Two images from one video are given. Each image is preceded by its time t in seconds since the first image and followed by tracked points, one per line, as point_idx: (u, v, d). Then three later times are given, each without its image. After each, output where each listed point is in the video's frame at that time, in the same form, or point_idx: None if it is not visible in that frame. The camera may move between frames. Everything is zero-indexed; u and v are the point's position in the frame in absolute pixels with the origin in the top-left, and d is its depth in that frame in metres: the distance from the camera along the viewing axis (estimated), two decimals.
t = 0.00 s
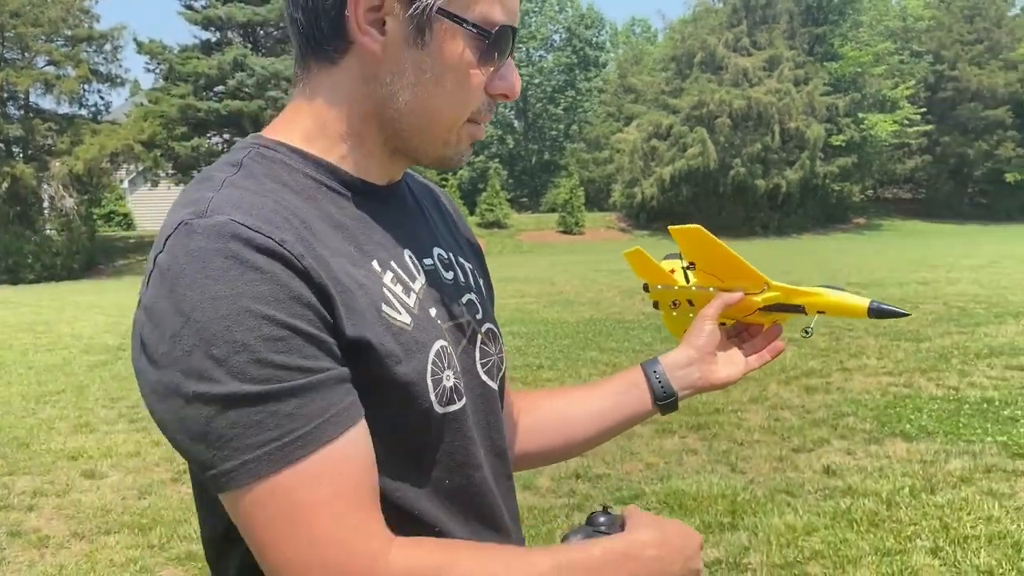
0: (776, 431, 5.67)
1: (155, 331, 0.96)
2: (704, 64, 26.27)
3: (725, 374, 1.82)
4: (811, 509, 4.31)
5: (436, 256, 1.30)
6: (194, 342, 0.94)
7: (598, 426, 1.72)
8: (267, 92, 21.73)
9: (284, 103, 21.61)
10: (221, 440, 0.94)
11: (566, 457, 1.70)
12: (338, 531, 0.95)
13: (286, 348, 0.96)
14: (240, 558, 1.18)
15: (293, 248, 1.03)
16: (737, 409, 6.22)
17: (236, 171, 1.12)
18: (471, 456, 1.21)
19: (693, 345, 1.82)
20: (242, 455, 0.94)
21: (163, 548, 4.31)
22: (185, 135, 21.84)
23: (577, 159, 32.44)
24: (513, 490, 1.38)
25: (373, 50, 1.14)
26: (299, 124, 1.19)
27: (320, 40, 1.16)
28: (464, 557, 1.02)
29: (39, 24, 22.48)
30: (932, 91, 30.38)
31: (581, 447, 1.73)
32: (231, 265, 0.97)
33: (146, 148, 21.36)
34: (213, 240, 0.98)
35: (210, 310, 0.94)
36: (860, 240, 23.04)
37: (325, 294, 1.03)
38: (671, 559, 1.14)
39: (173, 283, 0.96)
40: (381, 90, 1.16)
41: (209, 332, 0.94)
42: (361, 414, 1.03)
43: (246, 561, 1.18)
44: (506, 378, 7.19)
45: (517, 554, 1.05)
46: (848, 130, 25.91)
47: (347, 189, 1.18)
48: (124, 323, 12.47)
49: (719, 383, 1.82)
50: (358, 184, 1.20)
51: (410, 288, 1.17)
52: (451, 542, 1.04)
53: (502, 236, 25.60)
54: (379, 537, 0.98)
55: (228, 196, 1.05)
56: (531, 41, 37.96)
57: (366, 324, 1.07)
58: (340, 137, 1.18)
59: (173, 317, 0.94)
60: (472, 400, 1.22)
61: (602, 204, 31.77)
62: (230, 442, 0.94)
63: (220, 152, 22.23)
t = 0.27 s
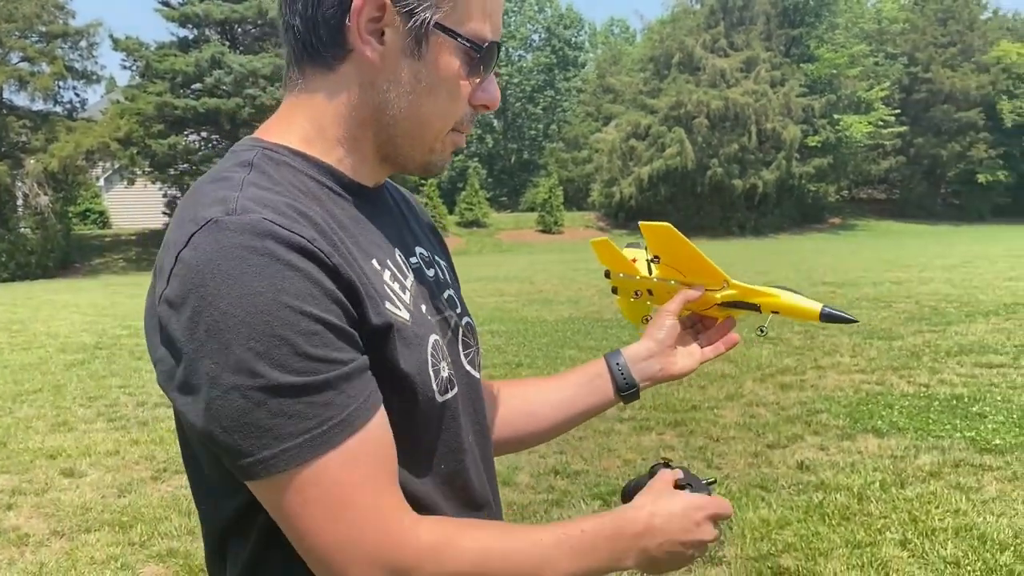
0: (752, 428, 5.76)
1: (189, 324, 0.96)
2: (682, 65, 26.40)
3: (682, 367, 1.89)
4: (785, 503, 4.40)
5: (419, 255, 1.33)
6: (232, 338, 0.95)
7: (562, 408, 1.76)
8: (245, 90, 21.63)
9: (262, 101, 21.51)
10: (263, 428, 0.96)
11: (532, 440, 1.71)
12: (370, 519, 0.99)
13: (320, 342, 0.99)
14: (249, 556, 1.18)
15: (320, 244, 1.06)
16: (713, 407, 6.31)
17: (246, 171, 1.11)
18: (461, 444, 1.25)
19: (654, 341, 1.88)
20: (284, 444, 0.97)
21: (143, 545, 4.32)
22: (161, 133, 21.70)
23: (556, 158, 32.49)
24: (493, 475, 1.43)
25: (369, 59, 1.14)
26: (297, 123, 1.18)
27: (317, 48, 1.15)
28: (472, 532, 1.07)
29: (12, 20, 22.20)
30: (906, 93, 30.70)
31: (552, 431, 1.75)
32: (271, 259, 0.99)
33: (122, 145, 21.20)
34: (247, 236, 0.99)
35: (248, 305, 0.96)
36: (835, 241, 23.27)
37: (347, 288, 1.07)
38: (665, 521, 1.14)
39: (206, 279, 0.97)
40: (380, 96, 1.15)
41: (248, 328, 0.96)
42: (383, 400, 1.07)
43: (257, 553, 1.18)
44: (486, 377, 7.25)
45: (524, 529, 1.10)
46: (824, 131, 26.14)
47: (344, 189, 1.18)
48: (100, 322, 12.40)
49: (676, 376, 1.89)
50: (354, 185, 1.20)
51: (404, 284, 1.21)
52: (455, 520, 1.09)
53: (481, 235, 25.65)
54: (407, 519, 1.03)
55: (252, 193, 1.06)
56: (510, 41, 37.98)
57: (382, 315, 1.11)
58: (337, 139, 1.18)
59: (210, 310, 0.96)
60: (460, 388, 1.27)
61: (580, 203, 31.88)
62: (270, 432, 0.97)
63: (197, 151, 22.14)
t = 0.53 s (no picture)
0: (731, 425, 5.83)
1: (189, 317, 0.96)
2: (665, 65, 26.50)
3: (639, 365, 1.94)
4: (762, 498, 4.49)
5: (396, 253, 1.33)
6: (230, 333, 0.94)
7: (529, 391, 1.77)
8: (228, 89, 21.58)
9: (246, 100, 21.46)
10: (254, 419, 0.96)
11: (499, 426, 1.69)
12: (343, 510, 1.00)
13: (312, 341, 0.98)
14: (239, 553, 1.16)
15: (313, 244, 1.04)
16: (693, 404, 6.39)
17: (240, 172, 1.09)
18: (443, 431, 1.24)
19: (610, 344, 1.93)
20: (265, 436, 0.96)
21: (127, 542, 4.35)
22: (143, 131, 21.61)
23: (540, 158, 32.55)
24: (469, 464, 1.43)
25: (350, 68, 1.13)
26: (282, 128, 1.17)
27: (300, 54, 1.13)
28: (436, 509, 1.08)
29: None
30: (887, 94, 30.93)
31: (525, 419, 1.75)
32: (266, 258, 0.98)
33: (104, 144, 21.11)
34: (242, 236, 0.98)
35: (243, 302, 0.95)
36: (817, 240, 23.46)
37: (342, 286, 1.06)
38: (609, 469, 1.21)
39: (204, 274, 0.96)
40: (362, 107, 1.14)
41: (245, 325, 0.95)
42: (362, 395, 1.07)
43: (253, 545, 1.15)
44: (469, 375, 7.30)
45: (486, 496, 1.13)
46: (806, 132, 26.32)
47: (328, 189, 1.17)
48: (82, 321, 12.37)
49: (632, 376, 1.94)
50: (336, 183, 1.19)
51: (385, 281, 1.20)
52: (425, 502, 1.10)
53: (466, 234, 25.70)
54: (368, 510, 1.02)
55: (244, 192, 1.05)
56: (495, 40, 38.01)
57: (373, 313, 1.10)
58: (320, 143, 1.17)
59: (207, 305, 0.95)
60: (440, 377, 1.26)
61: (564, 203, 31.97)
62: (259, 421, 0.96)
63: (179, 149, 22.10)
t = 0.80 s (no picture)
0: (713, 422, 5.91)
1: (186, 312, 0.98)
2: (653, 66, 26.59)
3: (612, 354, 2.01)
4: (742, 493, 4.58)
5: (374, 249, 1.37)
6: (226, 325, 0.97)
7: (508, 379, 1.85)
8: (216, 89, 21.58)
9: (234, 100, 21.48)
10: (250, 404, 0.98)
11: (482, 414, 1.78)
12: (340, 487, 1.02)
13: (302, 330, 1.01)
14: (226, 543, 1.17)
15: (301, 240, 1.07)
16: (677, 402, 6.48)
17: (230, 175, 1.11)
18: (422, 415, 1.28)
19: (585, 336, 1.99)
20: (260, 420, 0.98)
21: (116, 538, 4.40)
22: (131, 131, 21.57)
23: (529, 159, 32.61)
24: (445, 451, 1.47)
25: (327, 76, 1.16)
26: (265, 134, 1.20)
27: (281, 63, 1.16)
28: (420, 481, 1.11)
29: None
30: (873, 95, 31.12)
31: (508, 404, 1.84)
32: (259, 253, 1.01)
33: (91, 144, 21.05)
34: (237, 232, 1.01)
35: (238, 294, 0.97)
36: (802, 241, 23.62)
37: (328, 279, 1.09)
38: (578, 438, 1.25)
39: (201, 268, 0.98)
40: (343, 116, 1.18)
41: (241, 317, 0.97)
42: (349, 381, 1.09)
43: (244, 528, 1.15)
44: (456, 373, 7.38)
45: (468, 467, 1.16)
46: (793, 133, 26.48)
47: (312, 188, 1.21)
48: (70, 320, 12.39)
49: (606, 363, 2.03)
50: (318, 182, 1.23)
51: (366, 274, 1.23)
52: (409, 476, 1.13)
53: (454, 235, 25.78)
54: (359, 484, 1.05)
55: (237, 192, 1.08)
56: (483, 41, 38.05)
57: (357, 304, 1.13)
58: (302, 147, 1.20)
59: (204, 298, 0.97)
60: (416, 364, 1.30)
61: (553, 203, 32.08)
62: (255, 406, 0.98)
63: (167, 149, 22.11)
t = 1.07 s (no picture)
0: (701, 421, 5.98)
1: (184, 309, 1.03)
2: (645, 68, 26.67)
3: (595, 354, 2.08)
4: (727, 490, 4.65)
5: (363, 248, 1.42)
6: (223, 323, 1.02)
7: (495, 377, 1.91)
8: (208, 91, 21.59)
9: (226, 102, 21.53)
10: (247, 396, 1.03)
11: (473, 408, 1.85)
12: (331, 476, 1.08)
13: (296, 325, 1.06)
14: (224, 528, 1.22)
15: (292, 241, 1.12)
16: (665, 402, 6.55)
17: (223, 179, 1.15)
18: (409, 409, 1.34)
19: (569, 337, 2.06)
20: (257, 411, 1.04)
21: (109, 537, 4.43)
22: (122, 133, 21.56)
23: (520, 160, 32.70)
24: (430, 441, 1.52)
25: (318, 86, 1.19)
26: (258, 140, 1.22)
27: (277, 72, 1.18)
28: (408, 465, 1.17)
29: None
30: (862, 98, 31.30)
31: (494, 399, 1.90)
32: (255, 253, 1.06)
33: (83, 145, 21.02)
34: (232, 234, 1.06)
35: (235, 292, 1.03)
36: (792, 242, 23.76)
37: (317, 273, 1.14)
38: (557, 424, 1.31)
39: (199, 269, 1.03)
40: (336, 126, 1.21)
41: (238, 315, 1.02)
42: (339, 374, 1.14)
43: (240, 514, 1.20)
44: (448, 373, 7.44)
45: (453, 450, 1.22)
46: (783, 135, 26.60)
47: (308, 188, 1.25)
48: (61, 322, 12.39)
49: (589, 362, 2.10)
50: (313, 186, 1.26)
51: (356, 273, 1.28)
52: (396, 460, 1.18)
53: (446, 236, 25.83)
54: (351, 467, 1.10)
55: (232, 195, 1.12)
56: (475, 43, 38.12)
57: (346, 299, 1.18)
58: (294, 154, 1.23)
59: (203, 297, 1.02)
60: (403, 359, 1.35)
61: (544, 205, 32.14)
62: (253, 397, 1.03)
63: (158, 151, 22.15)
